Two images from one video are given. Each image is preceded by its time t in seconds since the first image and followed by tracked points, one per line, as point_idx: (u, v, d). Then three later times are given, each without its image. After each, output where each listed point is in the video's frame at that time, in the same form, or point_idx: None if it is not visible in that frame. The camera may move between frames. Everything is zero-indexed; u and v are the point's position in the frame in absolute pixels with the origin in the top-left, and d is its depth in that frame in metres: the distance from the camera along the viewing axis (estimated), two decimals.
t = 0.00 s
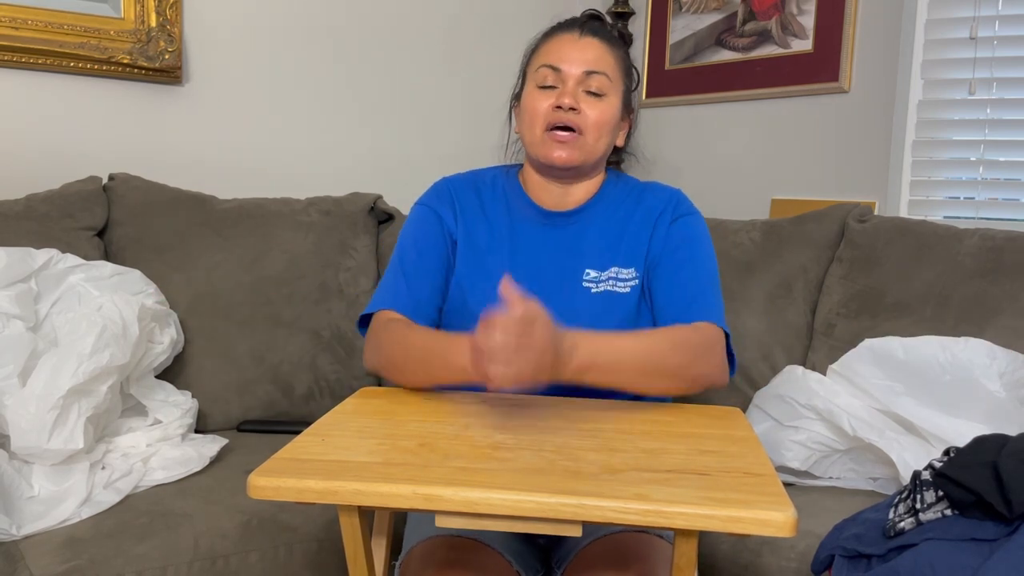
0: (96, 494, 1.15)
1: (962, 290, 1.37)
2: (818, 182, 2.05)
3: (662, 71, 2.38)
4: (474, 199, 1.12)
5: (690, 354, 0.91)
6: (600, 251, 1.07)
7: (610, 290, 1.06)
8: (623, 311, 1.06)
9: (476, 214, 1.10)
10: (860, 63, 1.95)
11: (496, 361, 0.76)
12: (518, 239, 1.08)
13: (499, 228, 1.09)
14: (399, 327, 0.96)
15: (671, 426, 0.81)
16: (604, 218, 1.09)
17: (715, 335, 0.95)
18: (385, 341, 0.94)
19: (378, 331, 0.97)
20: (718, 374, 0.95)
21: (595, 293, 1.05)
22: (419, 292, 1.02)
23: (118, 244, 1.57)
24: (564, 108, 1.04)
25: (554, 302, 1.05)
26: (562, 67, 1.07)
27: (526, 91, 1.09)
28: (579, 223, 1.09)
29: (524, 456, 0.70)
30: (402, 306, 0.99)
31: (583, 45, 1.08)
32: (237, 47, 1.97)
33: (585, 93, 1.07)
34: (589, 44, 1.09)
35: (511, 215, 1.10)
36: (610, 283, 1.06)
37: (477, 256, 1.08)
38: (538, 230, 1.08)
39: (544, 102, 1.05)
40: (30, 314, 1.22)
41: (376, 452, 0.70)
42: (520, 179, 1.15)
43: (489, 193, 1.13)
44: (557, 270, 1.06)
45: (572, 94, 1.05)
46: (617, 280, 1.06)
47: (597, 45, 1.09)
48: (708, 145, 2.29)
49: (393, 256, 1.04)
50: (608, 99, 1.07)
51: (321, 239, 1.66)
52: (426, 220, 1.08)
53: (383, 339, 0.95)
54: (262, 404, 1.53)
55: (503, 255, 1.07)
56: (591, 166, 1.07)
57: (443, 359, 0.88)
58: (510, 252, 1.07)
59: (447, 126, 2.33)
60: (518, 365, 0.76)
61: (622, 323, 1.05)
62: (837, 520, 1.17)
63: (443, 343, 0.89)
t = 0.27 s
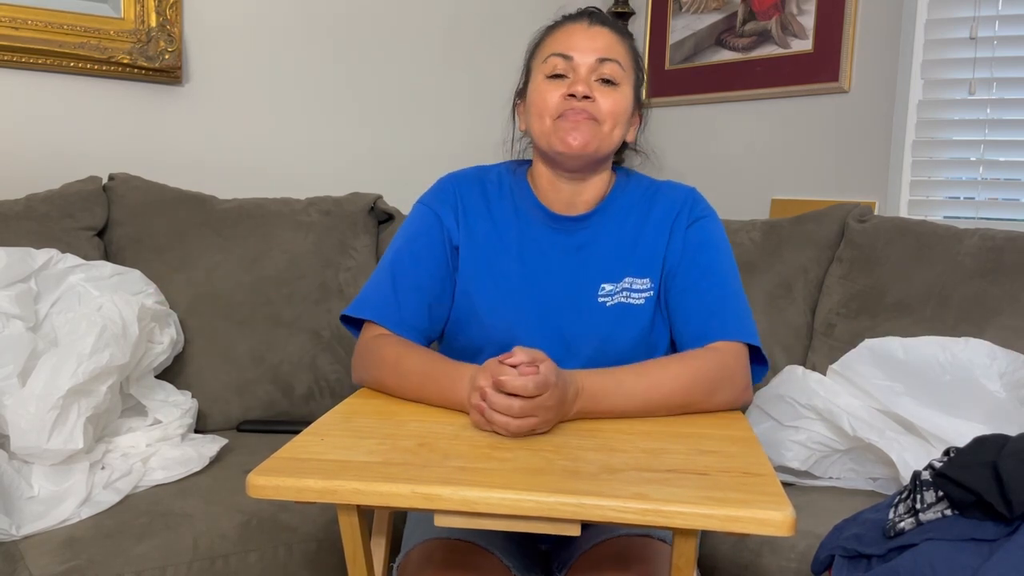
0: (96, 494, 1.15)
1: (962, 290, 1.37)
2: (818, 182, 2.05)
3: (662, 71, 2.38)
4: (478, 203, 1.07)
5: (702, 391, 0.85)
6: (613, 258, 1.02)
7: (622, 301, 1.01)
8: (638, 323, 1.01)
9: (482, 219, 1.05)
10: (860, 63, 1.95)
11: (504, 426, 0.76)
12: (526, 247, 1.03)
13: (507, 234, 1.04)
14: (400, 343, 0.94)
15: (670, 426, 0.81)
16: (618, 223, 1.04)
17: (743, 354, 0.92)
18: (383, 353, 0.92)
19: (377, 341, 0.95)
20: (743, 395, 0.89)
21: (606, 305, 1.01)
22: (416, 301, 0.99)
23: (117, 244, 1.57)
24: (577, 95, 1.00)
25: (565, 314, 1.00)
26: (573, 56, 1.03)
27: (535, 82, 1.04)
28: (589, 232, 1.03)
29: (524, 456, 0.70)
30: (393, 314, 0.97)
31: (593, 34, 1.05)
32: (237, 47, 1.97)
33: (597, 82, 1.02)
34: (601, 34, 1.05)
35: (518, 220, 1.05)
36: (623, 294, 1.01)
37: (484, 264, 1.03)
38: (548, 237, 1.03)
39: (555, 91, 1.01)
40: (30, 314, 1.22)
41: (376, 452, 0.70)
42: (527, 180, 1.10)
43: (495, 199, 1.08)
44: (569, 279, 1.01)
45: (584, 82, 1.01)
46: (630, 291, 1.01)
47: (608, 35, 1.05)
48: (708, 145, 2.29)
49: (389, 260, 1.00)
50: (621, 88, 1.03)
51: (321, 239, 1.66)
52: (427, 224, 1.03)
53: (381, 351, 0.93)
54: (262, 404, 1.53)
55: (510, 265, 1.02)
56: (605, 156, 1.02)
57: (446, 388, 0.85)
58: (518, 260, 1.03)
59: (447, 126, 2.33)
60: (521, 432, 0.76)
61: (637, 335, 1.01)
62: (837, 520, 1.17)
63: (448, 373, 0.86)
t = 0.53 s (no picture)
0: (96, 494, 1.15)
1: (962, 290, 1.37)
2: (818, 182, 2.05)
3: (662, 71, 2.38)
4: (474, 201, 1.07)
5: (709, 394, 0.85)
6: (611, 255, 1.02)
7: (621, 299, 1.01)
8: (637, 321, 1.01)
9: (478, 218, 1.05)
10: (860, 63, 1.94)
11: (503, 427, 0.76)
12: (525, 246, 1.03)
13: (503, 233, 1.04)
14: (397, 344, 0.94)
15: (670, 426, 0.81)
16: (616, 220, 1.04)
17: (744, 354, 0.91)
18: (382, 353, 0.92)
19: (374, 342, 0.95)
20: (748, 399, 0.89)
21: (605, 304, 1.00)
22: (413, 302, 0.99)
23: (117, 244, 1.57)
24: (578, 108, 0.99)
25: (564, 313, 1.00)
26: (575, 63, 1.02)
27: (535, 88, 1.04)
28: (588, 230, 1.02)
29: (523, 456, 0.70)
30: (389, 314, 0.97)
31: (597, 39, 1.03)
32: (237, 47, 1.97)
33: (598, 92, 1.01)
34: (605, 40, 1.03)
35: (514, 218, 1.05)
36: (621, 292, 1.01)
37: (481, 264, 1.03)
38: (545, 236, 1.02)
39: (553, 101, 1.01)
40: (30, 314, 1.22)
41: (375, 452, 0.70)
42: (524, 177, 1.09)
43: (491, 197, 1.07)
44: (567, 279, 1.01)
45: (585, 93, 1.00)
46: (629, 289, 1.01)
47: (613, 41, 1.04)
48: (709, 145, 2.28)
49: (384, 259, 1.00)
50: (622, 99, 1.02)
51: (321, 239, 1.66)
52: (423, 224, 1.03)
53: (379, 352, 0.93)
54: (262, 404, 1.53)
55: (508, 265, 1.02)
56: (603, 168, 1.02)
57: (445, 389, 0.85)
58: (515, 260, 1.03)
59: (447, 127, 2.33)
60: (520, 433, 0.76)
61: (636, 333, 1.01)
62: (837, 520, 1.17)
63: (447, 373, 0.86)
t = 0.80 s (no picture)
0: (96, 494, 1.15)
1: (962, 290, 1.37)
2: (818, 182, 2.05)
3: (662, 71, 2.38)
4: (470, 200, 1.06)
5: (711, 394, 0.85)
6: (606, 256, 1.02)
7: (616, 300, 1.01)
8: (632, 322, 1.01)
9: (474, 217, 1.05)
10: (860, 63, 1.94)
11: (502, 425, 0.76)
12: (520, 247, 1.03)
13: (499, 233, 1.04)
14: (394, 343, 0.94)
15: (670, 426, 0.81)
16: (611, 221, 1.03)
17: (745, 355, 0.91)
18: (380, 353, 0.92)
19: (371, 342, 0.95)
20: (750, 400, 0.89)
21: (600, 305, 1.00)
22: (409, 301, 0.99)
23: (117, 244, 1.56)
24: (568, 117, 0.98)
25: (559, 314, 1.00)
26: (564, 69, 1.00)
27: (524, 94, 1.03)
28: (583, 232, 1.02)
29: (524, 456, 0.70)
30: (384, 313, 0.97)
31: (586, 43, 1.01)
32: (237, 47, 1.97)
33: (589, 98, 1.00)
34: (594, 43, 1.02)
35: (510, 218, 1.05)
36: (616, 293, 1.01)
37: (477, 264, 1.03)
38: (541, 236, 1.02)
39: (544, 109, 1.00)
40: (30, 314, 1.22)
41: (375, 452, 0.70)
42: (519, 177, 1.09)
43: (487, 195, 1.07)
44: (562, 280, 1.01)
45: (574, 101, 0.99)
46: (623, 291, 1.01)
47: (601, 43, 1.02)
48: (709, 145, 2.28)
49: (380, 257, 1.00)
50: (613, 103, 1.01)
51: (321, 239, 1.66)
52: (419, 223, 1.03)
53: (378, 351, 0.93)
54: (262, 404, 1.53)
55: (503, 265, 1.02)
56: (595, 175, 1.01)
57: (444, 389, 0.85)
58: (511, 260, 1.03)
59: (447, 127, 2.33)
60: (521, 431, 0.76)
61: (631, 334, 1.01)
62: (837, 520, 1.17)
63: (447, 373, 0.86)
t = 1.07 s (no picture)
0: (96, 494, 1.15)
1: (962, 290, 1.37)
2: (818, 182, 2.05)
3: (662, 71, 2.38)
4: (467, 200, 1.06)
5: (712, 395, 0.85)
6: (602, 257, 1.01)
7: (612, 302, 1.00)
8: (628, 323, 1.00)
9: (471, 217, 1.05)
10: (860, 63, 1.94)
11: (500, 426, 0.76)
12: (517, 249, 1.02)
13: (496, 234, 1.04)
14: (393, 343, 0.94)
15: (670, 426, 0.81)
16: (607, 222, 1.03)
17: (747, 355, 0.91)
18: (379, 354, 0.92)
19: (369, 342, 0.95)
20: (752, 400, 0.89)
21: (597, 307, 1.00)
22: (407, 300, 0.99)
23: (117, 244, 1.56)
24: (566, 123, 0.98)
25: (555, 315, 1.00)
26: (561, 74, 1.00)
27: (521, 99, 1.02)
28: (581, 234, 1.02)
29: (524, 456, 0.70)
30: (383, 315, 0.97)
31: (582, 46, 1.01)
32: (237, 47, 1.96)
33: (586, 102, 1.00)
34: (590, 46, 1.01)
35: (507, 219, 1.05)
36: (612, 295, 1.01)
37: (474, 264, 1.03)
38: (536, 237, 1.02)
39: (542, 115, 0.99)
40: (30, 314, 1.22)
41: (375, 452, 0.70)
42: (515, 179, 1.08)
43: (484, 195, 1.07)
44: (558, 281, 1.01)
45: (572, 107, 0.99)
46: (620, 293, 1.01)
47: (597, 46, 1.01)
48: (709, 145, 2.28)
49: (379, 256, 1.00)
50: (611, 107, 1.01)
51: (321, 239, 1.66)
52: (417, 223, 1.03)
53: (378, 352, 0.93)
54: (262, 404, 1.53)
55: (501, 268, 1.02)
56: (593, 182, 1.01)
57: (443, 389, 0.85)
58: (507, 261, 1.03)
59: (447, 127, 2.33)
60: (521, 431, 0.76)
61: (628, 335, 1.01)
62: (837, 520, 1.17)
63: (448, 373, 0.86)
